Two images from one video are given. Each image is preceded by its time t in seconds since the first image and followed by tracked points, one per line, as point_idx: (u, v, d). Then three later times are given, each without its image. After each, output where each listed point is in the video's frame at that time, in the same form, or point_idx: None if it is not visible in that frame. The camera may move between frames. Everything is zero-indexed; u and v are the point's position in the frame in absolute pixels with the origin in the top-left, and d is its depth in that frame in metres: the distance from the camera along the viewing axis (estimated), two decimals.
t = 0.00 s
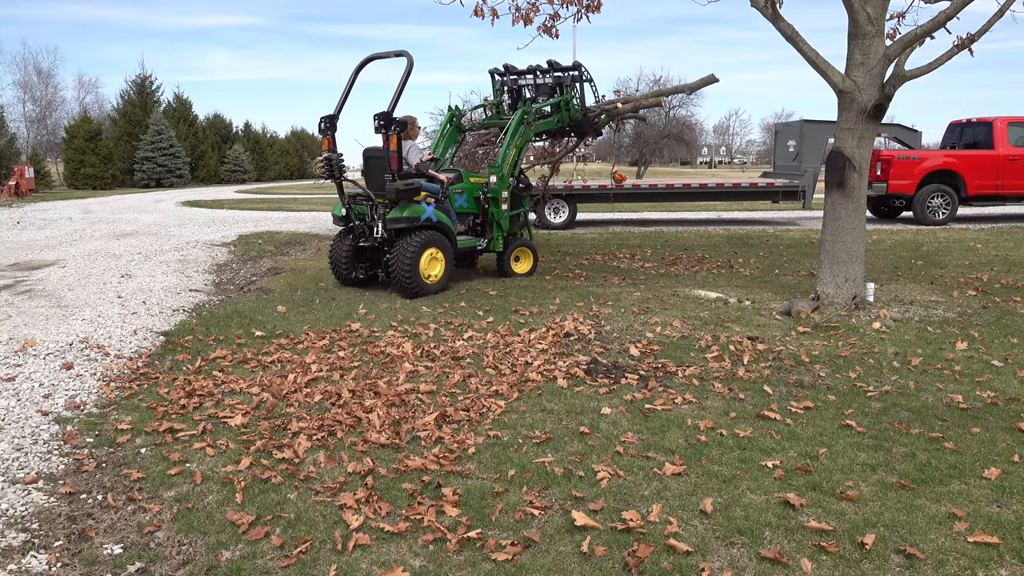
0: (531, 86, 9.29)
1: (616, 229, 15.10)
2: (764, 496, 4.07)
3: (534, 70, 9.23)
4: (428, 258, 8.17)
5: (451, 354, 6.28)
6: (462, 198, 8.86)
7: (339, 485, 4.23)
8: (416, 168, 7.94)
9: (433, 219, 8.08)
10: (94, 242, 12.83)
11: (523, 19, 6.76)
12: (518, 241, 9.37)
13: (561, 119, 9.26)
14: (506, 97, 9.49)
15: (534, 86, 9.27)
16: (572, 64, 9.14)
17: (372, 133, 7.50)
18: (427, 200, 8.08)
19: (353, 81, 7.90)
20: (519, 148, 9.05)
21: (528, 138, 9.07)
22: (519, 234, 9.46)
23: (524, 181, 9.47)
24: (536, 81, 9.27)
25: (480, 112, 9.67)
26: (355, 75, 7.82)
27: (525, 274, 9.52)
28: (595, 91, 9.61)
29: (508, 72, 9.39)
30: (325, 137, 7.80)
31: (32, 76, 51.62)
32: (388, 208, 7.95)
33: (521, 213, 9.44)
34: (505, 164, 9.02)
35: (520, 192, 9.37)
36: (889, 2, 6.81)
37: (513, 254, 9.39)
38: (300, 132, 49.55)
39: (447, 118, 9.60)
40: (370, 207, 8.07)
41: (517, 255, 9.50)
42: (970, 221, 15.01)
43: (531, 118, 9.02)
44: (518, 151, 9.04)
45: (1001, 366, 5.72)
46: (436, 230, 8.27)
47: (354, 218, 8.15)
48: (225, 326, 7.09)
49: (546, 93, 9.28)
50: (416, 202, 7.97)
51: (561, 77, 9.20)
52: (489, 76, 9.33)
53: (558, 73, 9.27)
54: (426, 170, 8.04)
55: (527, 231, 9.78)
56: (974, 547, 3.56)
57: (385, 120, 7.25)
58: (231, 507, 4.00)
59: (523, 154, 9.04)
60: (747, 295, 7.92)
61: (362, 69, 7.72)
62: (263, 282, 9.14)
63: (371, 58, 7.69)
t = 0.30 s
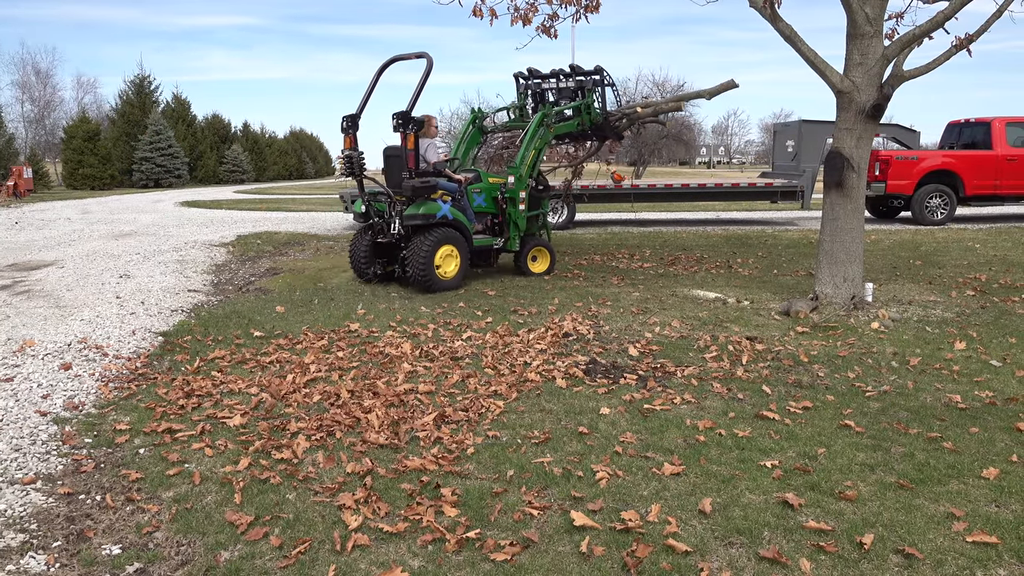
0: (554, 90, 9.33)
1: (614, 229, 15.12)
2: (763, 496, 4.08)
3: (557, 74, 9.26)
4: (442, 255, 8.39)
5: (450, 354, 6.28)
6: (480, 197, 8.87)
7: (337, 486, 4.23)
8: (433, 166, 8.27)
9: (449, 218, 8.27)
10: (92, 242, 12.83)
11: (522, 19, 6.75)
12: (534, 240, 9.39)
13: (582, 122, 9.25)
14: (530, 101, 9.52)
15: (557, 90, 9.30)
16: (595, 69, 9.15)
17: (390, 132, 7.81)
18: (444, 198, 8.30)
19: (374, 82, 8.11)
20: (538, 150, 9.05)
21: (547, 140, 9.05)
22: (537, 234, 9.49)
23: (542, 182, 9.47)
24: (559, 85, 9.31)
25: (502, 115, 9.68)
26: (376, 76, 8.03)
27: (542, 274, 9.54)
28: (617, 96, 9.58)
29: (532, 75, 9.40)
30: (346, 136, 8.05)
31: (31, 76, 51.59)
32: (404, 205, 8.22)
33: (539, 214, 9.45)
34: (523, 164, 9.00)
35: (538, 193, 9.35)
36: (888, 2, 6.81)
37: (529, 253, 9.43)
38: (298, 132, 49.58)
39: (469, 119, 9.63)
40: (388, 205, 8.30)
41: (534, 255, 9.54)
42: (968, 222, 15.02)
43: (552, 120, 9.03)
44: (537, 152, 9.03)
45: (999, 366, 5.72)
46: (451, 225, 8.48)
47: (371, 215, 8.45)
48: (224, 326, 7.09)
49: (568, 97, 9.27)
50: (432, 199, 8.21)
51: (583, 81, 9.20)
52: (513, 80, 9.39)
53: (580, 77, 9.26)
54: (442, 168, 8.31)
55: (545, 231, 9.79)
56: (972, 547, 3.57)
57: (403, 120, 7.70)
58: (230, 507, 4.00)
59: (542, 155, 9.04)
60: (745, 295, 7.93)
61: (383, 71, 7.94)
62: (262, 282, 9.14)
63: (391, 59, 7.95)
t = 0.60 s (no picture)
0: (565, 90, 9.48)
1: (605, 229, 15.13)
2: (753, 495, 4.09)
3: (567, 74, 9.39)
4: (450, 253, 8.54)
5: (442, 354, 6.28)
6: (490, 196, 9.04)
7: (328, 487, 4.23)
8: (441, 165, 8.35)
9: (456, 216, 8.38)
10: (82, 243, 12.76)
11: (513, 19, 6.75)
12: (543, 238, 9.45)
13: (590, 122, 9.34)
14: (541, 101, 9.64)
15: (567, 90, 9.44)
16: (604, 68, 9.24)
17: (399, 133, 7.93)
18: (450, 197, 8.37)
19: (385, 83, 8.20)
20: (547, 149, 9.15)
21: (555, 139, 9.14)
22: (547, 232, 9.58)
23: (552, 181, 9.53)
24: (569, 85, 9.45)
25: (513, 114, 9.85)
26: (387, 77, 8.12)
27: (551, 272, 9.59)
28: (627, 96, 9.62)
29: (542, 76, 9.53)
30: (357, 137, 8.13)
31: (19, 76, 51.27)
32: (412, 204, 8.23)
33: (548, 213, 9.53)
34: (530, 164, 9.10)
35: (546, 192, 9.44)
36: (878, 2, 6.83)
37: (539, 251, 9.51)
38: (289, 133, 49.52)
39: (480, 120, 9.79)
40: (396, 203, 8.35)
41: (544, 253, 9.63)
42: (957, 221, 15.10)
43: (560, 119, 9.12)
44: (545, 152, 9.10)
45: (988, 364, 5.76)
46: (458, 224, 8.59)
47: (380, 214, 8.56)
48: (214, 327, 7.07)
49: (578, 97, 9.47)
50: (439, 198, 8.27)
51: (593, 80, 9.30)
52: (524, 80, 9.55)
53: (590, 76, 9.40)
54: (451, 167, 8.43)
55: (556, 230, 9.86)
56: (961, 544, 3.59)
57: (410, 121, 7.67)
58: (220, 509, 3.99)
59: (550, 154, 9.13)
60: (736, 295, 7.95)
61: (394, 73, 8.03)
62: (252, 283, 9.11)
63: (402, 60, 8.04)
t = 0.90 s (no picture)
0: (546, 92, 9.58)
1: (567, 229, 15.19)
2: (712, 490, 4.14)
3: (548, 76, 9.50)
4: (428, 252, 8.64)
5: (403, 355, 6.24)
6: (469, 196, 9.10)
7: (288, 491, 4.17)
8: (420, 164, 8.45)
9: (434, 215, 8.47)
10: (31, 246, 12.40)
11: (473, 19, 6.74)
12: (522, 238, 9.55)
13: (570, 124, 9.43)
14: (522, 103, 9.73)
15: (548, 92, 9.55)
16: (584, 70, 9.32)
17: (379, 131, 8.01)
18: (430, 195, 8.49)
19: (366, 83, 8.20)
20: (526, 150, 9.23)
21: (534, 141, 9.23)
22: (526, 231, 9.66)
23: (530, 182, 9.60)
24: (550, 87, 9.56)
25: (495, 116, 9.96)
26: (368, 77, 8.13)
27: (530, 270, 9.70)
28: (607, 98, 9.73)
29: (524, 77, 9.62)
30: (339, 136, 8.13)
31: None
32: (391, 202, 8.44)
33: (527, 213, 9.58)
34: (509, 164, 9.21)
35: (525, 193, 9.48)
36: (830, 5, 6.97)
37: (517, 249, 9.57)
38: (246, 133, 48.86)
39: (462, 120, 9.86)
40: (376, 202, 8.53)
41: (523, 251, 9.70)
42: (907, 220, 15.46)
43: (539, 121, 9.20)
44: (524, 152, 9.19)
45: (937, 358, 5.91)
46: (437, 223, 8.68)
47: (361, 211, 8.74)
48: (170, 331, 6.93)
49: (558, 99, 9.55)
50: (419, 197, 8.41)
51: (573, 83, 9.40)
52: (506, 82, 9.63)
53: (570, 79, 9.49)
54: (430, 166, 8.51)
55: (535, 230, 9.93)
56: (913, 534, 3.67)
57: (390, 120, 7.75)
58: (177, 516, 3.91)
59: (529, 155, 9.22)
60: (695, 293, 8.03)
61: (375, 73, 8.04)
62: (209, 285, 8.95)
63: (384, 60, 8.10)
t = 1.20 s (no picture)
0: (534, 92, 9.70)
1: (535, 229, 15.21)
2: (680, 487, 4.18)
3: (537, 77, 9.62)
4: (413, 251, 8.70)
5: (370, 356, 6.20)
6: (455, 195, 9.20)
7: (254, 495, 4.12)
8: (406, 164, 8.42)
9: (420, 216, 8.53)
10: None
11: (439, 19, 6.72)
12: (507, 238, 9.65)
13: (556, 125, 9.52)
14: (510, 102, 9.82)
15: (536, 93, 9.66)
16: (571, 72, 9.46)
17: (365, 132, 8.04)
18: (416, 196, 8.60)
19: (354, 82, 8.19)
20: (512, 151, 9.31)
21: (521, 142, 9.31)
22: (511, 230, 9.75)
23: (516, 183, 9.67)
24: (538, 88, 9.67)
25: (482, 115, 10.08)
26: (357, 76, 8.12)
27: (514, 269, 9.86)
28: (594, 100, 9.83)
29: (512, 78, 9.71)
30: (326, 135, 8.08)
31: None
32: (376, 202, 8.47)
33: (512, 213, 9.66)
34: (495, 164, 9.30)
35: (511, 193, 9.54)
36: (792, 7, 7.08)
37: (502, 249, 9.69)
38: (208, 132, 48.25)
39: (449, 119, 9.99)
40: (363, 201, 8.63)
41: (507, 250, 9.84)
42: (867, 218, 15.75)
43: (526, 123, 9.28)
44: (510, 154, 9.28)
45: (898, 354, 6.03)
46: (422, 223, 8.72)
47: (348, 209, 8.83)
48: (131, 334, 6.80)
49: (546, 100, 9.65)
50: (405, 197, 8.47)
51: (560, 84, 9.54)
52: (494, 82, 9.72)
53: (558, 80, 9.62)
54: (416, 166, 8.54)
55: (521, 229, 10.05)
56: (875, 527, 3.74)
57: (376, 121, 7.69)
58: (140, 522, 3.84)
59: (516, 156, 9.32)
60: (661, 292, 8.11)
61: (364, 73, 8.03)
62: (172, 287, 8.81)
63: (372, 60, 8.09)
